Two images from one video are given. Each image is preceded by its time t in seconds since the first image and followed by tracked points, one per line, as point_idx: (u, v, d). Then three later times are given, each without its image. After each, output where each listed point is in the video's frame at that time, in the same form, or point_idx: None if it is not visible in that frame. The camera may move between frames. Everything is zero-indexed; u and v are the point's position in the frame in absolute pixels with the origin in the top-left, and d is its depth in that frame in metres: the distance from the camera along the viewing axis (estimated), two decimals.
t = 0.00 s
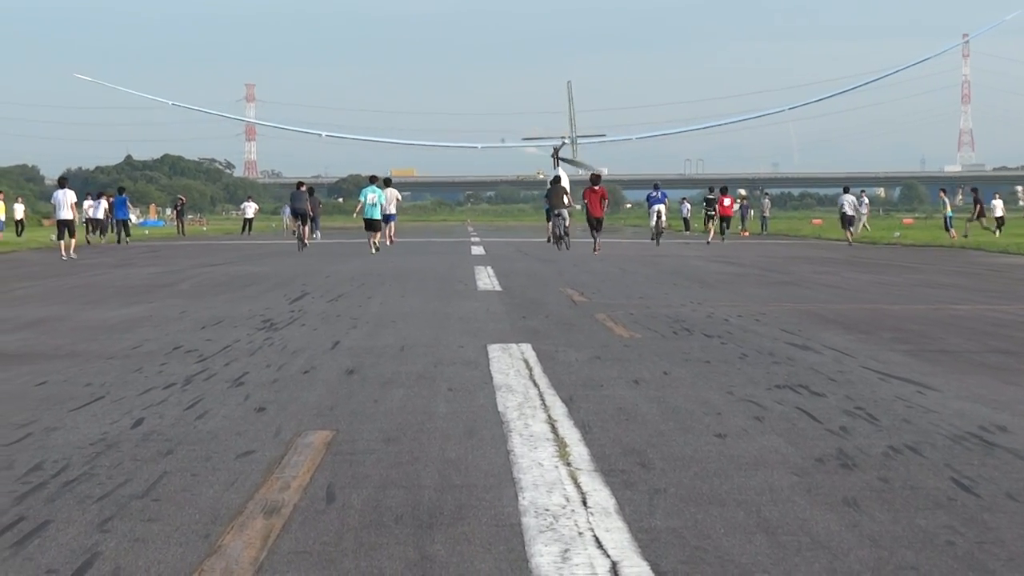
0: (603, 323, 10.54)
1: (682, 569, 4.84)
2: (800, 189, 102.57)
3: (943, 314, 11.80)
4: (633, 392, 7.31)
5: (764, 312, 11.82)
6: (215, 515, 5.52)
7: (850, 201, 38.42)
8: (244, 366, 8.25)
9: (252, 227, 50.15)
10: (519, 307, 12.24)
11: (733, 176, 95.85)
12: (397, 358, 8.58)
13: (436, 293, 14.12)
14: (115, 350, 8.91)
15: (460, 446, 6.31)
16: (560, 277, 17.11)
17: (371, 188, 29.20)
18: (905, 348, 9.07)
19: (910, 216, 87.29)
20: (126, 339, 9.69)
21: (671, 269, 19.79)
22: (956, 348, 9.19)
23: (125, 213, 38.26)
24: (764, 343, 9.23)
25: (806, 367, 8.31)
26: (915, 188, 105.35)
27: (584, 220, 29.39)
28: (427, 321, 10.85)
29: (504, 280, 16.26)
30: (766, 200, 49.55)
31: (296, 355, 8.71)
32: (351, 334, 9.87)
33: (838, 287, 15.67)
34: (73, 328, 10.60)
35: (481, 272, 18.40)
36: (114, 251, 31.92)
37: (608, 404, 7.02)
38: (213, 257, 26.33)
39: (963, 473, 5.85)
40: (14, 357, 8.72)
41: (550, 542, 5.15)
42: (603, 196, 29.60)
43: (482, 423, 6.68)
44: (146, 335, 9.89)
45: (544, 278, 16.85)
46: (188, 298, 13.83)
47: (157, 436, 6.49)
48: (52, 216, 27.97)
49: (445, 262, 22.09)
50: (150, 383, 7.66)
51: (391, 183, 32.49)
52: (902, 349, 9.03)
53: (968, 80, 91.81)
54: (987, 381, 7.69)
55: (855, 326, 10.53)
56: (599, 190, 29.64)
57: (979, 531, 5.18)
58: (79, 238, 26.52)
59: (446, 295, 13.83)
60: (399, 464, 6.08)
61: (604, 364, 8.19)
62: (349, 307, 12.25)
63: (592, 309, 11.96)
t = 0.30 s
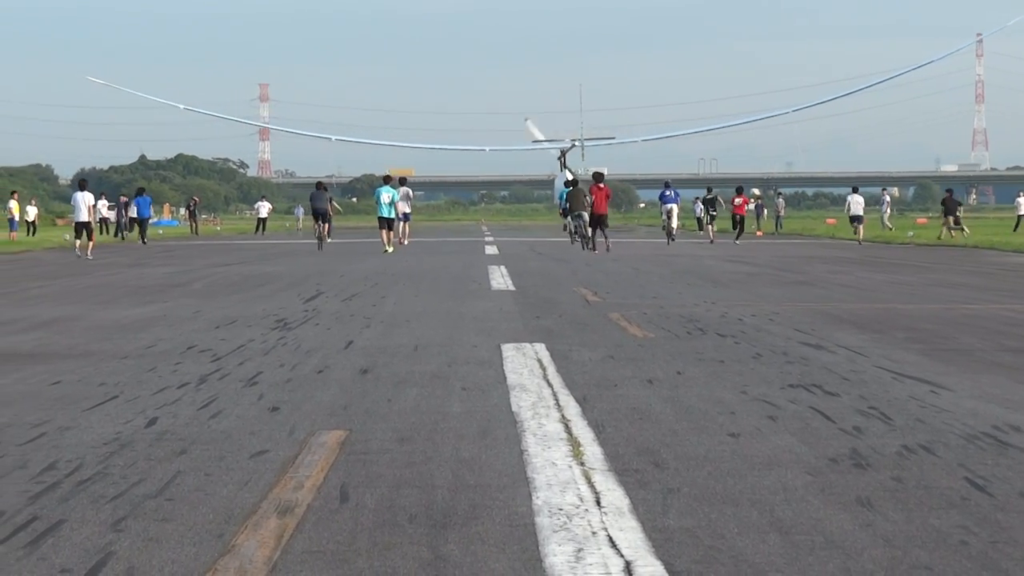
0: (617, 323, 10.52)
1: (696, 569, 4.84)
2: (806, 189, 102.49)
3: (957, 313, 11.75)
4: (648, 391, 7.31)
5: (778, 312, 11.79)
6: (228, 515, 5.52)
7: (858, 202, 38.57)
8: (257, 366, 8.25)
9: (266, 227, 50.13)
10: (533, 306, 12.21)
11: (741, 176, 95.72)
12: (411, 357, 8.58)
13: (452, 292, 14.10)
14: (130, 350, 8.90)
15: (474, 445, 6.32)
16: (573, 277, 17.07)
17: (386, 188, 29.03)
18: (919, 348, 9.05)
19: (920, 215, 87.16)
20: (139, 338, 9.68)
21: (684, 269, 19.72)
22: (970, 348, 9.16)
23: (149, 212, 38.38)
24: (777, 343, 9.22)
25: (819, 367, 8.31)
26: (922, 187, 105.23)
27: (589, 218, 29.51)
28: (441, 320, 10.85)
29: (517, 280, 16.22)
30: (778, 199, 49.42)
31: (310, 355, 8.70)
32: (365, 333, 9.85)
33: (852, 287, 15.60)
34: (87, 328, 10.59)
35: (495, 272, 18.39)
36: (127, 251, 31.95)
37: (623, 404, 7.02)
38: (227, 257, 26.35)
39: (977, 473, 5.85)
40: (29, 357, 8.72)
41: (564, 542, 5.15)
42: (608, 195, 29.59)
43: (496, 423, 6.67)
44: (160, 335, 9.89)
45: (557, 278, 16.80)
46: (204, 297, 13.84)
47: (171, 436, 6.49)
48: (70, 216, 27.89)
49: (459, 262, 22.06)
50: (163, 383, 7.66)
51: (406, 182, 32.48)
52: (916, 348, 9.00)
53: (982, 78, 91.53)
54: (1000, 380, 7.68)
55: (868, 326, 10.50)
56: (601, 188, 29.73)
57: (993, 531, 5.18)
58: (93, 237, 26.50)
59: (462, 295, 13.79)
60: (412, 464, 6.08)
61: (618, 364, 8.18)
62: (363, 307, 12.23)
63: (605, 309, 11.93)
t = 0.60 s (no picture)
0: (630, 324, 10.50)
1: (709, 569, 4.84)
2: (811, 189, 102.46)
3: (971, 314, 11.72)
4: (661, 391, 7.31)
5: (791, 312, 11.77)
6: (241, 515, 5.52)
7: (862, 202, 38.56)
8: (270, 367, 8.24)
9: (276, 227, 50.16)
10: (545, 307, 12.19)
11: (748, 177, 95.70)
12: (424, 357, 8.58)
13: (466, 292, 14.12)
14: (143, 351, 8.89)
15: (486, 445, 6.31)
16: (585, 277, 17.06)
17: (401, 188, 29.16)
18: (931, 348, 9.04)
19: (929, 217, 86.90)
20: (151, 339, 9.67)
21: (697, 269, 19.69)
22: (982, 348, 9.14)
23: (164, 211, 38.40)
24: (790, 343, 9.21)
25: (831, 367, 8.31)
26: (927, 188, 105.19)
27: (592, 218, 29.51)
28: (453, 320, 10.85)
29: (530, 280, 16.18)
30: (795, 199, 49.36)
31: (323, 355, 8.70)
32: (378, 334, 9.84)
33: (865, 287, 15.56)
34: (99, 328, 10.58)
35: (507, 272, 18.37)
36: (137, 251, 32.00)
37: (636, 404, 7.03)
38: (239, 257, 26.40)
39: (990, 473, 5.84)
40: (43, 357, 8.71)
41: (577, 542, 5.15)
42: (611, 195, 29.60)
43: (509, 423, 6.67)
44: (172, 335, 9.87)
45: (569, 278, 16.78)
46: (218, 297, 13.87)
47: (184, 436, 6.48)
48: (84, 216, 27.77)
49: (471, 261, 22.07)
50: (175, 383, 7.66)
51: (419, 183, 32.51)
52: (929, 349, 8.98)
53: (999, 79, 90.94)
54: (1012, 380, 7.67)
55: (881, 326, 10.48)
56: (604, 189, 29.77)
57: (1006, 531, 5.18)
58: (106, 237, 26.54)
59: (476, 294, 13.77)
60: (425, 464, 6.08)
61: (631, 364, 8.17)
62: (376, 307, 12.20)
63: (618, 309, 11.91)
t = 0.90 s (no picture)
0: (638, 324, 10.49)
1: (717, 569, 4.84)
2: (814, 189, 102.47)
3: (980, 314, 11.71)
4: (669, 391, 7.32)
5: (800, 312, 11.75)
6: (250, 515, 5.52)
7: (860, 202, 38.61)
8: (278, 367, 8.24)
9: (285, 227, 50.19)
10: (553, 307, 12.18)
11: (751, 177, 95.73)
12: (432, 357, 8.58)
13: (475, 292, 14.13)
14: (151, 351, 8.89)
15: (495, 445, 6.32)
16: (593, 277, 17.03)
17: (410, 192, 29.14)
18: (940, 348, 9.03)
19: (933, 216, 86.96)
20: (160, 339, 9.67)
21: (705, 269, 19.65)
22: (991, 348, 9.14)
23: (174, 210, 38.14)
24: (799, 343, 9.21)
25: (839, 367, 8.31)
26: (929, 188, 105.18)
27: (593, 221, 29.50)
28: (461, 320, 10.86)
29: (539, 281, 16.15)
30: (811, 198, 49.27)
31: (331, 355, 8.70)
32: (386, 334, 9.83)
33: (874, 287, 15.54)
34: (108, 328, 10.58)
35: (515, 272, 18.36)
36: (144, 251, 32.04)
37: (645, 403, 7.03)
38: (248, 257, 26.44)
39: (998, 473, 5.84)
40: (52, 357, 8.71)
41: (585, 542, 5.16)
42: (612, 197, 29.48)
43: (517, 423, 6.67)
44: (181, 336, 9.87)
45: (577, 278, 16.75)
46: (227, 297, 13.89)
47: (192, 436, 6.49)
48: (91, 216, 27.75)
49: (478, 261, 22.09)
50: (184, 382, 7.66)
51: (428, 183, 32.54)
52: (938, 349, 8.98)
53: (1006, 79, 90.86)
54: (1020, 381, 7.67)
55: (889, 326, 10.48)
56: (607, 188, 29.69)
57: (1014, 531, 5.18)
58: (114, 237, 26.53)
59: (485, 295, 13.74)
60: (433, 464, 6.08)
61: (639, 364, 8.16)
62: (384, 308, 12.19)
63: (627, 309, 11.89)
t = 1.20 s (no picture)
0: (648, 324, 10.47)
1: (726, 568, 4.84)
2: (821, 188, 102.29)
3: (990, 314, 11.68)
4: (678, 391, 7.31)
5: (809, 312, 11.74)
6: (259, 515, 5.52)
7: (858, 202, 38.65)
8: (287, 367, 8.24)
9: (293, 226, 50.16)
10: (562, 307, 12.16)
11: (757, 177, 95.65)
12: (441, 357, 8.58)
13: (486, 292, 14.11)
14: (160, 351, 8.89)
15: (504, 445, 6.31)
16: (602, 277, 17.00)
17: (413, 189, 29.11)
18: (950, 348, 9.01)
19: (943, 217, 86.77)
20: (169, 339, 9.67)
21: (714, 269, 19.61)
22: (1000, 347, 9.12)
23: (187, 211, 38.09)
24: (808, 343, 9.19)
25: (849, 367, 8.30)
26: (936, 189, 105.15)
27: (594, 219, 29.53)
28: (471, 320, 10.85)
29: (548, 280, 16.13)
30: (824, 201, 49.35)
31: (340, 355, 8.70)
32: (395, 334, 9.83)
33: (884, 287, 15.50)
34: (116, 328, 10.57)
35: (524, 271, 18.34)
36: (154, 250, 32.04)
37: (655, 403, 7.03)
38: (258, 257, 26.44)
39: (1008, 473, 5.83)
40: (61, 357, 8.71)
41: (594, 542, 5.15)
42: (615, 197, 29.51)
43: (526, 423, 6.67)
44: (190, 336, 9.86)
45: (586, 278, 16.72)
46: (236, 297, 13.88)
47: (201, 436, 6.48)
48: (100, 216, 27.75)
49: (486, 261, 22.05)
50: (193, 383, 7.66)
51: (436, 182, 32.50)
52: (948, 349, 8.96)
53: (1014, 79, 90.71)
54: None
55: (899, 326, 10.46)
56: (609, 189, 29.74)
57: None
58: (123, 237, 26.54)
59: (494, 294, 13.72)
60: (443, 464, 6.08)
61: (648, 364, 8.16)
62: (393, 308, 12.18)
63: (636, 309, 11.88)
